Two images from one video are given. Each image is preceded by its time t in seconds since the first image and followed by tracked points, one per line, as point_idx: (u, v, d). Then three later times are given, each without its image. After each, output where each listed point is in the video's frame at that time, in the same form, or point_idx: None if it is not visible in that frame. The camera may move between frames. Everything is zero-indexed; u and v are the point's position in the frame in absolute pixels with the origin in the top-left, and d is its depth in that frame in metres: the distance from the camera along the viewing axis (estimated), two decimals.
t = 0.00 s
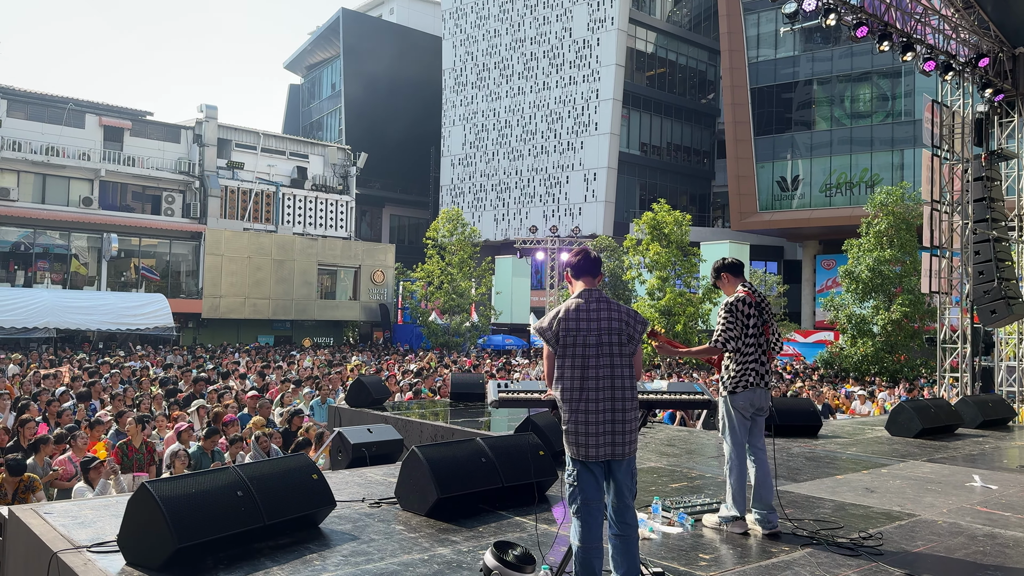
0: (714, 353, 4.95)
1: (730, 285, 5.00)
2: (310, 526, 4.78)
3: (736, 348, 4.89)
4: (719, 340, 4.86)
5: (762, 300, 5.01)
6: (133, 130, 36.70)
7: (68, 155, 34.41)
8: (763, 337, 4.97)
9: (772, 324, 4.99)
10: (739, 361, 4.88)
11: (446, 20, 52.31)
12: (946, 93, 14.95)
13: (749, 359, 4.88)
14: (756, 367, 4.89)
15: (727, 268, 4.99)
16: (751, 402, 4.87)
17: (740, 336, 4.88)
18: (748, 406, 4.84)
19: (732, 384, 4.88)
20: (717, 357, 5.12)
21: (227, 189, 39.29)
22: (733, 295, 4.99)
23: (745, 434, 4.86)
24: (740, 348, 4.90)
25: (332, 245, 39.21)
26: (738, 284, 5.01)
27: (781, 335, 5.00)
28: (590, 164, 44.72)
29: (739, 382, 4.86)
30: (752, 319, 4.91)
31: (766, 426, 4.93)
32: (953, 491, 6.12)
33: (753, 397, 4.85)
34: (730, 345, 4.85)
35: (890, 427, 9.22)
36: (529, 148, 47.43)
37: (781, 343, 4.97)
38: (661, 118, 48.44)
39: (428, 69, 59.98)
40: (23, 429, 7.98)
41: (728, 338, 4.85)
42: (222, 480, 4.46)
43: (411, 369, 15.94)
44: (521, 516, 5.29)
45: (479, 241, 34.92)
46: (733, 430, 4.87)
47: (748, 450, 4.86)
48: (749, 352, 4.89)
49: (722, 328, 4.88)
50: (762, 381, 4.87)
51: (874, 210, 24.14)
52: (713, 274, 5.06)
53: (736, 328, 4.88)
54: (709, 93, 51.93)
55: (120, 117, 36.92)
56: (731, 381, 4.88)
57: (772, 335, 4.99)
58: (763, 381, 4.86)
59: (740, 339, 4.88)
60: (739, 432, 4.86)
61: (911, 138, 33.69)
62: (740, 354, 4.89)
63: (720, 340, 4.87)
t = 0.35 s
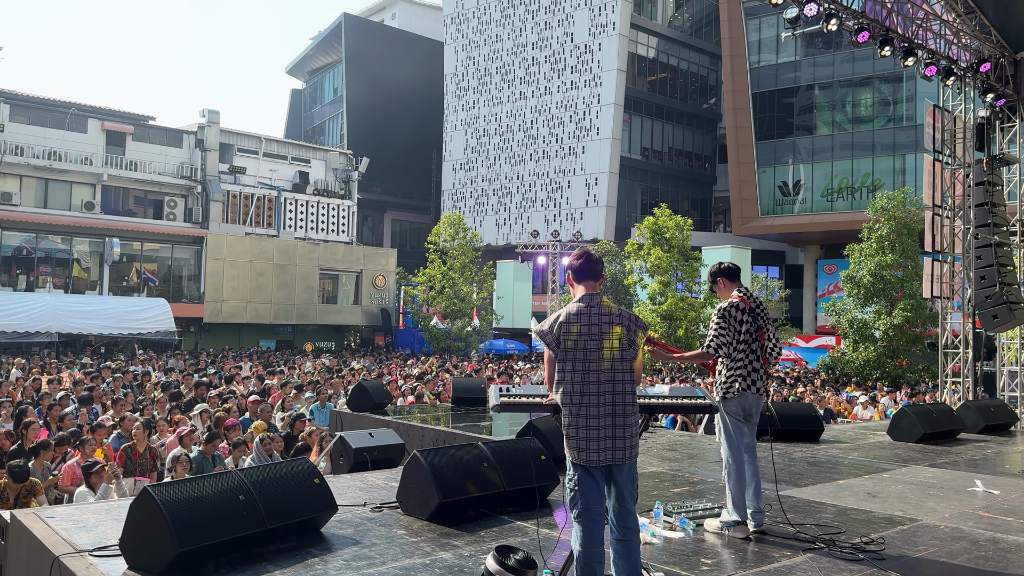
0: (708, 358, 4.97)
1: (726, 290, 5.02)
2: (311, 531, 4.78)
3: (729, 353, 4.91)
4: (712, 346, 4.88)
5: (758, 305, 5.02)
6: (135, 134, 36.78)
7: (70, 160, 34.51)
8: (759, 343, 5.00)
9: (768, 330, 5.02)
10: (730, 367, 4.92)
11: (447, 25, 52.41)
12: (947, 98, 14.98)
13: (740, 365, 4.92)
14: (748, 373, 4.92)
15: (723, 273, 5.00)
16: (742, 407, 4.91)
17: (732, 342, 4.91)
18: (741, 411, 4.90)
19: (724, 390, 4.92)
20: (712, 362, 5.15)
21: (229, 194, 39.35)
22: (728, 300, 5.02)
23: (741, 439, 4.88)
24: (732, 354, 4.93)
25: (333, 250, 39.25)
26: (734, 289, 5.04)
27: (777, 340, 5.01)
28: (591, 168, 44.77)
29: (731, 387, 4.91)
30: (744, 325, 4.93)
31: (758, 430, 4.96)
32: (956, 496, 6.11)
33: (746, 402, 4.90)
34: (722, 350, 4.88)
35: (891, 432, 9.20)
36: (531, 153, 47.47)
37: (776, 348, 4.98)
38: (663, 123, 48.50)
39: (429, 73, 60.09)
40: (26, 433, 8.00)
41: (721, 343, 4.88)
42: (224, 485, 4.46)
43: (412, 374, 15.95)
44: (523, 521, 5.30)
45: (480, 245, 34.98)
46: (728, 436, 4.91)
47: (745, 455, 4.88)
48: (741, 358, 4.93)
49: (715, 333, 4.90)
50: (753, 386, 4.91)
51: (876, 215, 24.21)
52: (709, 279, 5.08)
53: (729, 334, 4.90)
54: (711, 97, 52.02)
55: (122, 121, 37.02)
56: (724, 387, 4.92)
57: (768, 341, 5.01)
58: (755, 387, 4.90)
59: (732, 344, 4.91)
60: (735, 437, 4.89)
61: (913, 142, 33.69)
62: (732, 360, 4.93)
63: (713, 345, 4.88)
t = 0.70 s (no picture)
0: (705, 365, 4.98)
1: (725, 298, 5.03)
2: (312, 538, 4.77)
3: (726, 362, 4.93)
4: (709, 354, 4.90)
5: (757, 313, 5.03)
6: (135, 142, 36.86)
7: (71, 167, 34.60)
8: (758, 351, 5.01)
9: (768, 338, 5.02)
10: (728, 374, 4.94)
11: (447, 33, 52.61)
12: (946, 105, 15.02)
13: (737, 374, 4.94)
14: (744, 382, 4.93)
15: (723, 282, 5.01)
16: (740, 415, 4.93)
17: (731, 351, 4.93)
18: (737, 419, 4.89)
19: (722, 398, 4.93)
20: (710, 370, 5.15)
21: (229, 201, 39.38)
22: (727, 308, 5.03)
23: (738, 446, 4.89)
24: (730, 363, 4.95)
25: (333, 256, 39.26)
26: (733, 298, 5.05)
27: (777, 348, 5.01)
28: (591, 175, 44.82)
29: (728, 396, 4.91)
30: (743, 333, 4.93)
31: (756, 438, 4.97)
32: (956, 502, 6.12)
33: (742, 411, 4.89)
34: (720, 359, 4.89)
35: (892, 438, 9.20)
36: (530, 160, 47.56)
37: (775, 358, 4.98)
38: (662, 129, 48.60)
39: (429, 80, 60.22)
40: (26, 440, 8.00)
41: (719, 351, 4.90)
42: (224, 491, 4.46)
43: (413, 381, 15.95)
44: (523, 528, 5.29)
45: (480, 252, 34.96)
46: (726, 443, 4.92)
47: (743, 463, 4.89)
48: (740, 366, 4.95)
49: (713, 341, 4.90)
50: (752, 395, 4.92)
51: (874, 222, 24.24)
52: (709, 288, 5.09)
53: (727, 342, 4.91)
54: (710, 104, 52.11)
55: (122, 129, 37.10)
56: (722, 395, 4.93)
57: (767, 350, 5.01)
58: (754, 395, 4.92)
59: (730, 352, 4.92)
60: (732, 444, 4.89)
61: (911, 149, 33.79)
62: (730, 368, 4.94)
63: (710, 353, 4.90)
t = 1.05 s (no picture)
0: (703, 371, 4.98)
1: (725, 306, 5.04)
2: (310, 547, 4.76)
3: (724, 368, 4.93)
4: (707, 360, 4.91)
5: (756, 321, 5.03)
6: (135, 150, 36.94)
7: (70, 175, 34.66)
8: (757, 359, 5.00)
9: (766, 346, 5.02)
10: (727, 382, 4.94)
11: (446, 42, 52.81)
12: (942, 114, 15.11)
13: (737, 381, 4.93)
14: (743, 389, 4.93)
15: (723, 290, 5.03)
16: (739, 422, 4.92)
17: (729, 357, 4.93)
18: (736, 426, 4.89)
19: (720, 404, 4.93)
20: (709, 376, 5.17)
21: (228, 209, 39.39)
22: (727, 316, 5.03)
23: (736, 453, 4.88)
24: (729, 369, 4.94)
25: (332, 264, 39.24)
26: (732, 306, 5.05)
27: (775, 357, 5.02)
28: (590, 183, 44.90)
29: (727, 403, 4.91)
30: (742, 341, 4.94)
31: (754, 446, 4.97)
32: (955, 510, 6.10)
33: (741, 418, 4.89)
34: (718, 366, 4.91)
35: (891, 446, 9.19)
36: (529, 168, 47.66)
37: (774, 366, 4.98)
38: (660, 137, 48.73)
39: (428, 88, 60.35)
40: (23, 449, 7.98)
41: (717, 358, 4.90)
42: (223, 499, 4.45)
43: (411, 388, 15.94)
44: (522, 536, 5.28)
45: (479, 259, 34.94)
46: (724, 450, 4.91)
47: (742, 470, 4.88)
48: (739, 373, 4.94)
49: (711, 348, 4.90)
50: (751, 402, 4.92)
51: (872, 229, 24.27)
52: (709, 295, 5.10)
53: (726, 348, 4.92)
54: (708, 112, 52.25)
55: (121, 137, 37.17)
56: (720, 402, 4.93)
57: (766, 357, 5.01)
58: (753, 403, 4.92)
59: (729, 360, 4.92)
60: (731, 452, 4.88)
61: (909, 156, 33.90)
62: (729, 375, 4.94)
63: (709, 359, 4.91)
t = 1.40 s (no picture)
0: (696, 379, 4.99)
1: (720, 314, 5.03)
2: (304, 556, 4.74)
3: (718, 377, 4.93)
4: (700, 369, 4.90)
5: (750, 329, 5.03)
6: (132, 157, 36.99)
7: (66, 182, 34.68)
8: (751, 367, 4.99)
9: (761, 354, 5.01)
10: (722, 389, 4.94)
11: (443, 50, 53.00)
12: (937, 124, 15.18)
13: (731, 389, 4.93)
14: (739, 397, 4.92)
15: (718, 299, 5.03)
16: (733, 430, 4.93)
17: (723, 365, 4.92)
18: (730, 434, 4.89)
19: (715, 412, 4.93)
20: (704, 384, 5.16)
21: (226, 217, 39.37)
22: (721, 324, 5.03)
23: (731, 461, 4.87)
24: (722, 377, 4.94)
25: (328, 272, 39.24)
26: (727, 314, 5.05)
27: (771, 365, 5.00)
28: (587, 191, 45.02)
29: (722, 411, 4.91)
30: (735, 348, 4.93)
31: (749, 454, 4.96)
32: (951, 519, 6.09)
33: (736, 426, 4.90)
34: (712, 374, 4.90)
35: (886, 454, 9.19)
36: (526, 176, 47.75)
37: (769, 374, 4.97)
38: (657, 145, 48.86)
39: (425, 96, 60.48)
40: (16, 457, 7.94)
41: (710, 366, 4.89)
42: (217, 508, 4.42)
43: (407, 397, 15.88)
44: (516, 545, 5.26)
45: (475, 267, 34.93)
46: (719, 457, 4.90)
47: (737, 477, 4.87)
48: (733, 381, 4.93)
49: (704, 355, 4.90)
50: (745, 410, 4.92)
51: (868, 237, 24.33)
52: (704, 304, 5.11)
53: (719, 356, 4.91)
54: (705, 121, 52.41)
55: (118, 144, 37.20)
56: (715, 409, 4.93)
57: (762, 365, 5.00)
58: (747, 410, 4.92)
59: (722, 368, 4.92)
60: (726, 460, 4.87)
61: (905, 166, 34.01)
62: (724, 382, 4.94)
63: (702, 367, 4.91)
